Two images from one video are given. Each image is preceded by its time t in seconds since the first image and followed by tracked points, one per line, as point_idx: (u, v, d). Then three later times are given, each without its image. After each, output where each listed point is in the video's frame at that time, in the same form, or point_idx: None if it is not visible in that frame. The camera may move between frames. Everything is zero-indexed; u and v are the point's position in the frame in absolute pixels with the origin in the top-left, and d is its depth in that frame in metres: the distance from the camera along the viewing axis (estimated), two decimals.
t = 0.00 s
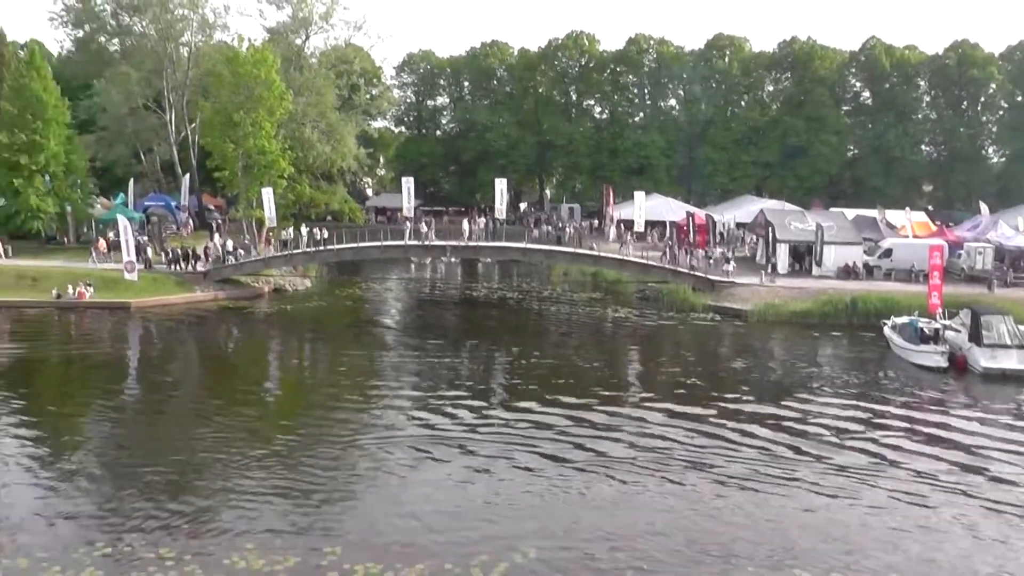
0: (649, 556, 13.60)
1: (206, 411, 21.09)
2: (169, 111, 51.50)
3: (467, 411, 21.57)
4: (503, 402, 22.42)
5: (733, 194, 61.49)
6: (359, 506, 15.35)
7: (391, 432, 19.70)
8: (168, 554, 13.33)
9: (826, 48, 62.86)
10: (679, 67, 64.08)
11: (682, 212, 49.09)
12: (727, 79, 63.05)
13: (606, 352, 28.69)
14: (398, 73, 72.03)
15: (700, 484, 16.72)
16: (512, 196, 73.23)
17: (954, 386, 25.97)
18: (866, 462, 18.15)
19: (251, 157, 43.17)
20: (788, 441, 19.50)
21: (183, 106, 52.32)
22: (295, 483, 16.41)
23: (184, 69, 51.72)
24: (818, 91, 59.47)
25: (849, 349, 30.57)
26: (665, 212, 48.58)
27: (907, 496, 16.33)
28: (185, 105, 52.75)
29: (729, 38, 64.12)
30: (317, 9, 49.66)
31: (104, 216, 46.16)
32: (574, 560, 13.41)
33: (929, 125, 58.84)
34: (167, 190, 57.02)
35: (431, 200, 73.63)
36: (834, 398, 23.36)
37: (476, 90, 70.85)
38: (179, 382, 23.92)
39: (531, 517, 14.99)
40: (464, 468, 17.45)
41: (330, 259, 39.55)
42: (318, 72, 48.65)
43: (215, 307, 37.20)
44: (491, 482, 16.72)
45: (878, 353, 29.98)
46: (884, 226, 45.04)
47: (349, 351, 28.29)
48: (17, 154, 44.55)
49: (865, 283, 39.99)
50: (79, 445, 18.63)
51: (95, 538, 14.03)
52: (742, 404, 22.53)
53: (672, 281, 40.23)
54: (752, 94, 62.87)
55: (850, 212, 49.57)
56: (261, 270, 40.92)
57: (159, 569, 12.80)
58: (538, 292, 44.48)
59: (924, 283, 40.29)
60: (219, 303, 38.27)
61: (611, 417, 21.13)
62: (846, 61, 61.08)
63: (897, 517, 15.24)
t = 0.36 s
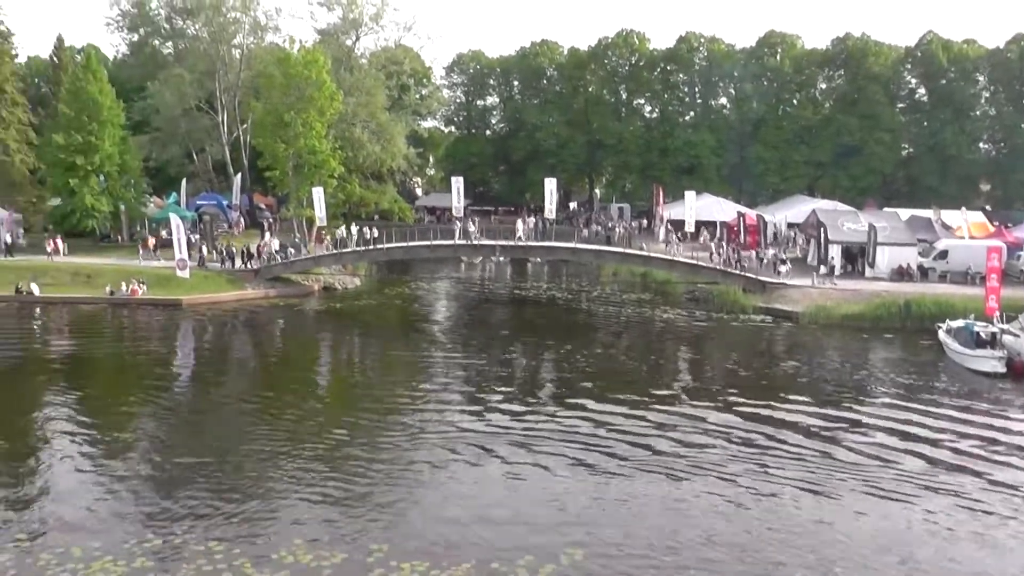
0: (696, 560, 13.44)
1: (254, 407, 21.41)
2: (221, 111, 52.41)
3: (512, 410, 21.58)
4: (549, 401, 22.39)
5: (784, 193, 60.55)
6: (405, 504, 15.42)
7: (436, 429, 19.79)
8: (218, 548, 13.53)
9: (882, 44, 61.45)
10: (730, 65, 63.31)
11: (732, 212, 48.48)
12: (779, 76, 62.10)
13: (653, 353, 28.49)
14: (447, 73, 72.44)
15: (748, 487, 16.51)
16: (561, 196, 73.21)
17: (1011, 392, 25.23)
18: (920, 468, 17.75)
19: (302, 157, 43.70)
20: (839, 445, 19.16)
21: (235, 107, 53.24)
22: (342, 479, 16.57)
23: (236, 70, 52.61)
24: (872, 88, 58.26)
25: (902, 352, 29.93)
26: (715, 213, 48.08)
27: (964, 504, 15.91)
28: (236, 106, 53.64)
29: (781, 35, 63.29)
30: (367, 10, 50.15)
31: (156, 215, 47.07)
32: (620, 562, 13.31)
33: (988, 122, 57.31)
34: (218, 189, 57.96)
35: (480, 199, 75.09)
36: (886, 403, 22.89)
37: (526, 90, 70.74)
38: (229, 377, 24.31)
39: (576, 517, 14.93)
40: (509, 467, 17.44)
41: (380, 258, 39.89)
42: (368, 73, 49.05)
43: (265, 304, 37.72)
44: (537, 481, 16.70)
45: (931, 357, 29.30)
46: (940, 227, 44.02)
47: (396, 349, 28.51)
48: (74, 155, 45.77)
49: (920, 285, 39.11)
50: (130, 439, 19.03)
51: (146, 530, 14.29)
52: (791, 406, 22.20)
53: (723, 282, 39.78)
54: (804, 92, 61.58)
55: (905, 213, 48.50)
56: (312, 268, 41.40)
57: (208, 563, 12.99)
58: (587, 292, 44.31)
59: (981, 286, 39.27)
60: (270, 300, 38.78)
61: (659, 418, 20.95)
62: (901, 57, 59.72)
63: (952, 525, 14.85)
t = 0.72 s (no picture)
0: (758, 568, 13.19)
1: (317, 404, 21.68)
2: (286, 112, 53.28)
3: (573, 412, 21.50)
4: (609, 404, 22.23)
5: (849, 195, 59.16)
6: (463, 503, 15.43)
7: (496, 430, 19.82)
8: (278, 542, 13.70)
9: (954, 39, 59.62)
10: (794, 64, 62.20)
11: (796, 214, 47.41)
12: (847, 76, 60.47)
13: (717, 357, 28.12)
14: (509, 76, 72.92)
15: (812, 495, 16.19)
16: (624, 198, 72.92)
17: None
18: (993, 480, 17.20)
19: (365, 157, 44.09)
20: (908, 454, 18.69)
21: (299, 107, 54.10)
22: (401, 477, 16.67)
23: (299, 73, 53.41)
24: (943, 86, 56.37)
25: (975, 361, 29.04)
26: (778, 215, 47.31)
27: None
28: (300, 107, 54.48)
29: (848, 32, 61.90)
30: (429, 12, 50.52)
31: (220, 214, 47.92)
32: (679, 568, 13.13)
33: None
34: (283, 190, 58.88)
35: (543, 200, 73.98)
36: (958, 412, 22.24)
37: (588, 90, 70.94)
38: (292, 374, 24.65)
39: (635, 521, 14.79)
40: (569, 470, 17.36)
41: (442, 258, 40.17)
42: (430, 74, 49.51)
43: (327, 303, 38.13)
44: (596, 484, 16.60)
45: (1007, 366, 28.32)
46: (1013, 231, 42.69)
47: (457, 349, 28.62)
48: (140, 155, 46.90)
49: (991, 292, 37.79)
50: (195, 433, 19.40)
51: (208, 523, 14.52)
52: (858, 414, 21.72)
53: (788, 286, 39.10)
54: (871, 92, 60.05)
55: (976, 215, 47.05)
56: (374, 268, 41.71)
57: (268, 556, 13.14)
58: (649, 295, 43.91)
59: None
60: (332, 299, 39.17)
61: (722, 424, 20.67)
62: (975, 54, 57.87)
63: None
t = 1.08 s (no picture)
0: None
1: (407, 399, 22.07)
2: (380, 113, 54.33)
3: (662, 414, 21.28)
4: (698, 408, 21.89)
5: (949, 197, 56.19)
6: (548, 504, 15.42)
7: (584, 431, 19.76)
8: (366, 535, 13.94)
9: None
10: (894, 60, 59.98)
11: (894, 216, 45.83)
12: (949, 72, 57.29)
13: (813, 362, 27.43)
14: (602, 76, 74.18)
15: (911, 509, 15.63)
16: (717, 198, 72.01)
17: None
18: None
19: (457, 157, 44.53)
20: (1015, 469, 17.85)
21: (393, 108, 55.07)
22: (488, 475, 16.76)
23: (393, 74, 54.36)
24: None
25: None
26: (875, 217, 45.89)
27: None
28: (393, 107, 55.40)
29: (951, 25, 58.31)
30: (523, 12, 50.92)
31: (314, 212, 49.06)
32: None
33: None
34: (376, 189, 59.93)
35: (635, 200, 74.88)
36: None
37: (682, 89, 70.76)
38: (383, 370, 25.16)
39: (723, 528, 14.55)
40: (657, 473, 17.19)
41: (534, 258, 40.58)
42: (523, 74, 50.00)
43: (419, 301, 38.60)
44: (684, 488, 16.39)
45: None
46: None
47: (547, 349, 28.64)
48: (236, 155, 48.30)
49: None
50: (288, 426, 19.89)
51: (298, 514, 14.86)
52: (960, 425, 20.89)
53: (885, 291, 37.84)
54: (975, 87, 56.63)
55: None
56: (465, 267, 42.07)
57: (356, 550, 13.37)
58: (740, 298, 43.17)
59: None
60: (424, 297, 39.61)
61: (814, 431, 20.19)
62: None
63: None
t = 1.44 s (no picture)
0: None
1: (495, 398, 22.27)
2: (474, 113, 54.90)
3: (751, 420, 20.88)
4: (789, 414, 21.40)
5: None
6: (634, 507, 15.30)
7: (671, 434, 19.53)
8: (453, 532, 14.07)
9: None
10: (999, 55, 57.05)
11: (996, 222, 43.93)
12: None
13: (911, 370, 26.53)
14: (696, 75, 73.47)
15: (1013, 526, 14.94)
16: (812, 200, 70.33)
17: None
18: None
19: (550, 157, 44.64)
20: None
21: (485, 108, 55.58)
22: (574, 477, 16.72)
23: (486, 74, 54.82)
24: None
25: None
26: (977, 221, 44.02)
27: None
28: (486, 108, 55.80)
29: None
30: (617, 12, 50.88)
31: (406, 210, 49.80)
32: None
33: None
34: (468, 189, 60.52)
35: (728, 201, 73.85)
36: None
37: (777, 88, 69.42)
38: (470, 368, 25.43)
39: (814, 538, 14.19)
40: (745, 479, 16.88)
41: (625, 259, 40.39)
42: (617, 74, 49.80)
43: (509, 300, 38.84)
44: (773, 496, 16.05)
45: None
46: None
47: (635, 351, 28.45)
48: (331, 155, 49.46)
49: None
50: (378, 422, 20.27)
51: (384, 509, 15.11)
52: None
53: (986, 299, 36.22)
54: None
55: None
56: (556, 267, 42.15)
57: (443, 546, 13.51)
58: (835, 303, 42.03)
59: None
60: (514, 297, 39.82)
61: (909, 440, 19.51)
62: None
63: None
